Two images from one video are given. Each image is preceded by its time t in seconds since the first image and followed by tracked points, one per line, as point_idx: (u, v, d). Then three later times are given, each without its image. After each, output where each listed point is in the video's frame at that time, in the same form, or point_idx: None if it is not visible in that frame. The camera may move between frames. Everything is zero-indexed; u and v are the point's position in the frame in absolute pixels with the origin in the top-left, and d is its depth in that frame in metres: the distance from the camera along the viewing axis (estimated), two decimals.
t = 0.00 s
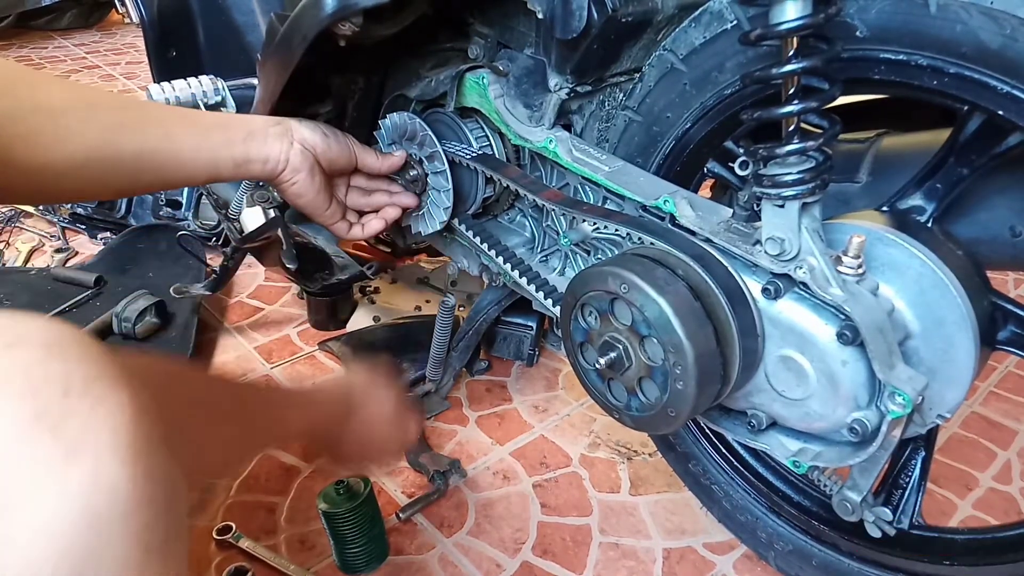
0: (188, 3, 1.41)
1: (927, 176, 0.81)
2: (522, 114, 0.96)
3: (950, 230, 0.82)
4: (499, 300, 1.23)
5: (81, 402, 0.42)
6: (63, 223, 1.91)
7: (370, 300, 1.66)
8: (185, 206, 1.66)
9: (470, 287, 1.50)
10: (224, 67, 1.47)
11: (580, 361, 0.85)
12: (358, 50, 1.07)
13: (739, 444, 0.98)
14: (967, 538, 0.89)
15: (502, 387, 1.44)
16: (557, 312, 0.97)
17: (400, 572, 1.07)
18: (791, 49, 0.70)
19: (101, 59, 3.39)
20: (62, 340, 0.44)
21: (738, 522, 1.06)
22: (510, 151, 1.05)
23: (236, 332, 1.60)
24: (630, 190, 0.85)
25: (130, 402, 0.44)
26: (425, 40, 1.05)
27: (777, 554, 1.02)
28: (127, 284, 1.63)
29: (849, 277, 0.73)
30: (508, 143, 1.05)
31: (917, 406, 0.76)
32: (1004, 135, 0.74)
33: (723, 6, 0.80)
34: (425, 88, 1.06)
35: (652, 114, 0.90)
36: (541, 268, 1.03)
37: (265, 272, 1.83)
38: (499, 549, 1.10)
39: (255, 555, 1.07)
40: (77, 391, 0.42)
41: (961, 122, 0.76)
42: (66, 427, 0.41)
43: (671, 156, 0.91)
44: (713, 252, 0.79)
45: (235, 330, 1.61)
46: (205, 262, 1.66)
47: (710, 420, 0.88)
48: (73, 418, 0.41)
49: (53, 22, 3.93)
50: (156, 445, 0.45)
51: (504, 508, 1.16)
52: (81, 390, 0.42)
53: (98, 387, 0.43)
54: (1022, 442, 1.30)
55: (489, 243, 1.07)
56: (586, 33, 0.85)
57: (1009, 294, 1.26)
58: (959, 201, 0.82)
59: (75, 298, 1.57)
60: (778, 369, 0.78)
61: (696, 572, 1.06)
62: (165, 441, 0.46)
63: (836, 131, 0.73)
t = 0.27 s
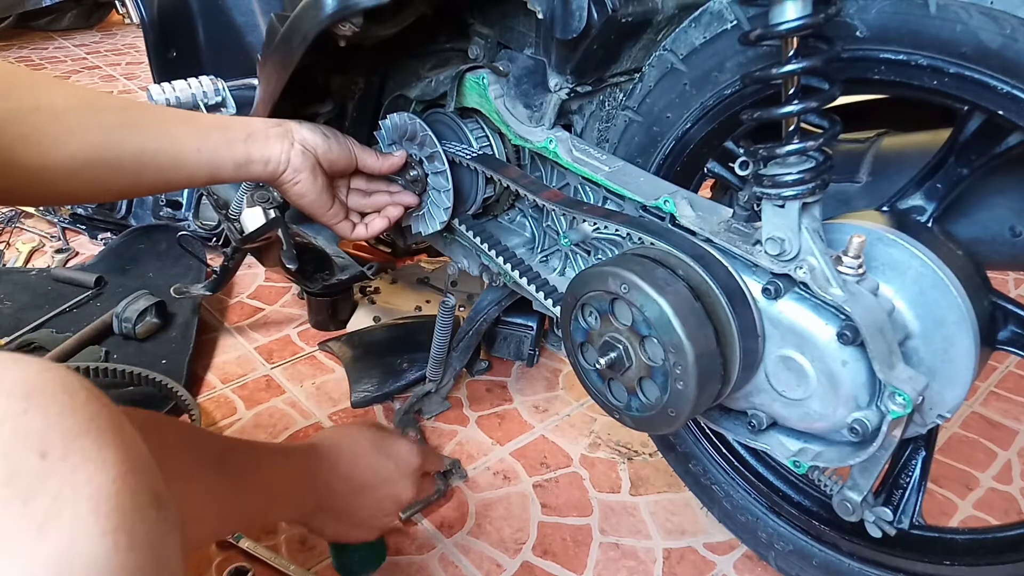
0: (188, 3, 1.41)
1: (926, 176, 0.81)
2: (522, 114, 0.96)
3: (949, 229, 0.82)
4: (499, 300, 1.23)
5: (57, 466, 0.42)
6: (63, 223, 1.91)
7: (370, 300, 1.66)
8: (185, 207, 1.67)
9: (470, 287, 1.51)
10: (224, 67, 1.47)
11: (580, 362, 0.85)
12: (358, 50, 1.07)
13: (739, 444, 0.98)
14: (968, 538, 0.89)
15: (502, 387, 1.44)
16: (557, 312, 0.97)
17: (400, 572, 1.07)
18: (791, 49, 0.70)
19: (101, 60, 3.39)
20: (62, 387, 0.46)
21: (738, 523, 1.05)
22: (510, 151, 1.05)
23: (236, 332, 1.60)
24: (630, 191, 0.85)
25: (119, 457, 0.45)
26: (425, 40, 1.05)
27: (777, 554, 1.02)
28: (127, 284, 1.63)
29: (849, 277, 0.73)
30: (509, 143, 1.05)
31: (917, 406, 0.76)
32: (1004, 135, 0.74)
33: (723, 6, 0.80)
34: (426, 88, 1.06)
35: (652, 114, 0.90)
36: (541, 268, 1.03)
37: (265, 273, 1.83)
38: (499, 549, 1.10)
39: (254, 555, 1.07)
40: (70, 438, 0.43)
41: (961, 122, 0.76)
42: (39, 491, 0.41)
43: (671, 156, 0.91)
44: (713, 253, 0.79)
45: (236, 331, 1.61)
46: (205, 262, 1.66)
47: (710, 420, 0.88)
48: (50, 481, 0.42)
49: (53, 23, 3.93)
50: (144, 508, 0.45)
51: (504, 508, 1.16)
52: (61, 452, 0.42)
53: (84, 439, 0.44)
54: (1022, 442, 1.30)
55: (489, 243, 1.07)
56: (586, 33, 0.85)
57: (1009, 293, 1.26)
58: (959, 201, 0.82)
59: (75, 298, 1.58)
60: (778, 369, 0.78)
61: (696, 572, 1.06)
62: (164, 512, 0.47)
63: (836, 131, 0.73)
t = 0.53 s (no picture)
0: (187, 3, 1.41)
1: (926, 176, 0.81)
2: (522, 114, 0.96)
3: (949, 229, 0.82)
4: (499, 300, 1.23)
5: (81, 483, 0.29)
6: (63, 223, 1.91)
7: (370, 300, 1.66)
8: (185, 206, 1.67)
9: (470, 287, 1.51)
10: (223, 67, 1.47)
11: (581, 361, 0.85)
12: (358, 50, 1.07)
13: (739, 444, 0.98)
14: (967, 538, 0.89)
15: (501, 387, 1.44)
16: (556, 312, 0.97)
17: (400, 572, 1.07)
18: (791, 49, 0.70)
19: (101, 59, 3.40)
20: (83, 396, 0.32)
21: (738, 523, 1.05)
22: (510, 151, 1.05)
23: (236, 332, 1.60)
24: (630, 191, 0.85)
25: (141, 470, 0.31)
26: (425, 40, 1.05)
27: (777, 554, 1.02)
28: (127, 284, 1.63)
29: (849, 278, 0.73)
30: (509, 143, 1.05)
31: (917, 406, 0.76)
32: (1004, 135, 0.74)
33: (723, 6, 0.80)
34: (425, 88, 1.06)
35: (652, 114, 0.90)
36: (541, 268, 1.03)
37: (265, 273, 1.83)
38: (499, 549, 1.10)
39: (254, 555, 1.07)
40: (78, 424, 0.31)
41: (962, 122, 0.76)
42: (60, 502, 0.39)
43: (671, 156, 0.91)
44: (713, 253, 0.79)
45: (236, 331, 1.61)
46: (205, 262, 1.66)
47: (710, 420, 0.88)
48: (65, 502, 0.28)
49: (53, 23, 3.92)
50: (161, 529, 0.31)
51: (504, 508, 1.16)
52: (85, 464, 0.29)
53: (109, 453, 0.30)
54: (1022, 442, 1.30)
55: (489, 243, 1.07)
56: (586, 33, 0.85)
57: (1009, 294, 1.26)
58: (959, 201, 0.82)
59: (75, 298, 1.58)
60: (778, 369, 0.78)
61: (696, 572, 1.06)
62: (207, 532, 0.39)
63: (836, 131, 0.73)
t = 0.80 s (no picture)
0: (188, 3, 1.41)
1: (927, 176, 0.81)
2: (522, 114, 0.96)
3: (950, 229, 0.82)
4: (499, 300, 1.23)
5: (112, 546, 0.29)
6: (63, 223, 1.91)
7: (370, 300, 1.66)
8: (185, 206, 1.67)
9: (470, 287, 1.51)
10: (224, 67, 1.47)
11: (580, 361, 0.85)
12: (358, 50, 1.07)
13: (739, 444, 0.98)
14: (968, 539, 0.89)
15: (501, 386, 1.44)
16: (557, 312, 0.97)
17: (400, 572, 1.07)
18: (791, 49, 0.70)
19: (101, 59, 3.39)
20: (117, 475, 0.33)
21: (738, 523, 1.05)
22: (510, 151, 1.05)
23: (236, 332, 1.60)
24: (630, 191, 0.85)
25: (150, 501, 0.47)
26: (425, 40, 1.05)
27: (777, 554, 1.02)
28: (127, 284, 1.63)
29: (849, 278, 0.73)
30: (509, 143, 1.05)
31: (917, 406, 0.76)
32: (1004, 135, 0.74)
33: (723, 6, 0.80)
34: (426, 88, 1.06)
35: (652, 114, 0.90)
36: (541, 268, 1.03)
37: (265, 273, 1.83)
38: (499, 549, 1.10)
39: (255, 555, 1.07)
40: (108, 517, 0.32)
41: (962, 122, 0.76)
42: (72, 531, 0.42)
43: (671, 156, 0.91)
44: (713, 253, 0.79)
45: (235, 330, 1.61)
46: (205, 262, 1.66)
47: (710, 420, 0.88)
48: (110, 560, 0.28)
49: (53, 23, 3.93)
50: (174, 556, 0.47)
51: (504, 508, 1.16)
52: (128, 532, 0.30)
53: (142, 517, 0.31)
54: (1022, 442, 1.30)
55: (489, 243, 1.07)
56: (586, 33, 0.85)
57: (1009, 294, 1.26)
58: (959, 201, 0.82)
59: (75, 298, 1.58)
60: (778, 369, 0.78)
61: (696, 572, 1.06)
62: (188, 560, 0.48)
63: (836, 131, 0.73)
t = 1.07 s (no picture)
0: (188, 3, 1.41)
1: (927, 176, 0.81)
2: (522, 114, 0.96)
3: (950, 229, 0.82)
4: (499, 300, 1.23)
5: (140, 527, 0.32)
6: (63, 223, 1.91)
7: (370, 300, 1.66)
8: (185, 206, 1.66)
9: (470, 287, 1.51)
10: (224, 67, 1.47)
11: (580, 361, 0.85)
12: (359, 50, 1.07)
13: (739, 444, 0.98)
14: (968, 539, 0.89)
15: (501, 387, 1.44)
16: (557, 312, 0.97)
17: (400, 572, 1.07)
18: (791, 49, 0.70)
19: (101, 59, 3.39)
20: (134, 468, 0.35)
21: (738, 523, 1.05)
22: (510, 151, 1.05)
23: (235, 332, 1.60)
24: (630, 190, 0.85)
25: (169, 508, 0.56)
26: (425, 40, 1.05)
27: (777, 554, 1.02)
28: (126, 284, 1.63)
29: (849, 278, 0.73)
30: (509, 143, 1.05)
31: (917, 406, 0.76)
32: (1004, 135, 0.74)
33: (723, 6, 0.80)
34: (426, 88, 1.06)
35: (652, 114, 0.90)
36: (541, 268, 1.03)
37: (265, 272, 1.83)
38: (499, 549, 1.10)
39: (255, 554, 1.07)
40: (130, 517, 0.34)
41: (962, 122, 0.76)
42: (99, 530, 0.52)
43: (671, 156, 0.91)
44: (713, 252, 0.79)
45: (235, 330, 1.61)
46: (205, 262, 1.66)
47: (710, 420, 0.88)
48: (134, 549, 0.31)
49: (53, 23, 3.93)
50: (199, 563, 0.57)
51: (504, 508, 1.17)
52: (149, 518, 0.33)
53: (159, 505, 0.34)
54: (1022, 442, 1.30)
55: (489, 243, 1.07)
56: (586, 33, 0.85)
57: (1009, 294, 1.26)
58: (959, 201, 0.82)
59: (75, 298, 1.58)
60: (778, 369, 0.78)
61: (695, 572, 1.06)
62: None
63: (836, 131, 0.73)
